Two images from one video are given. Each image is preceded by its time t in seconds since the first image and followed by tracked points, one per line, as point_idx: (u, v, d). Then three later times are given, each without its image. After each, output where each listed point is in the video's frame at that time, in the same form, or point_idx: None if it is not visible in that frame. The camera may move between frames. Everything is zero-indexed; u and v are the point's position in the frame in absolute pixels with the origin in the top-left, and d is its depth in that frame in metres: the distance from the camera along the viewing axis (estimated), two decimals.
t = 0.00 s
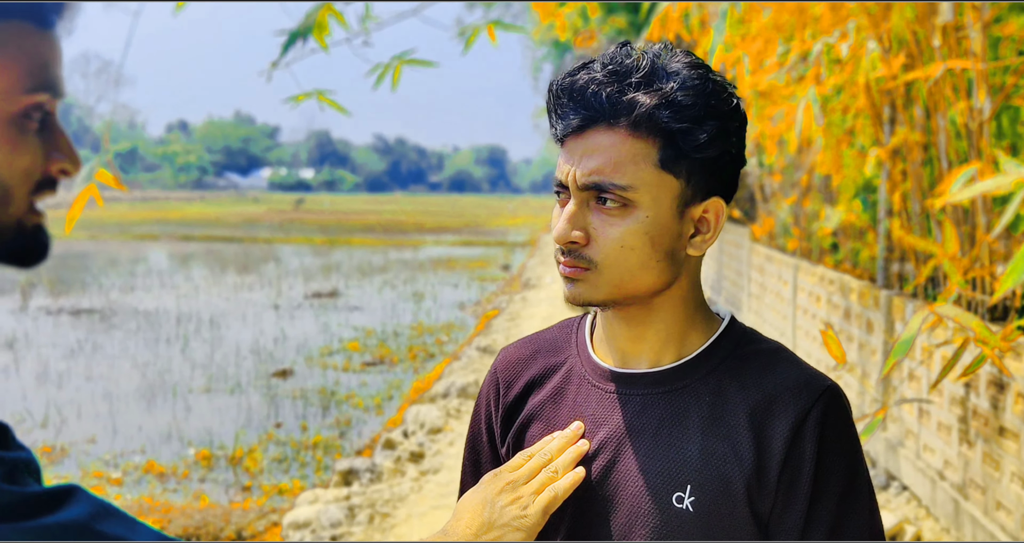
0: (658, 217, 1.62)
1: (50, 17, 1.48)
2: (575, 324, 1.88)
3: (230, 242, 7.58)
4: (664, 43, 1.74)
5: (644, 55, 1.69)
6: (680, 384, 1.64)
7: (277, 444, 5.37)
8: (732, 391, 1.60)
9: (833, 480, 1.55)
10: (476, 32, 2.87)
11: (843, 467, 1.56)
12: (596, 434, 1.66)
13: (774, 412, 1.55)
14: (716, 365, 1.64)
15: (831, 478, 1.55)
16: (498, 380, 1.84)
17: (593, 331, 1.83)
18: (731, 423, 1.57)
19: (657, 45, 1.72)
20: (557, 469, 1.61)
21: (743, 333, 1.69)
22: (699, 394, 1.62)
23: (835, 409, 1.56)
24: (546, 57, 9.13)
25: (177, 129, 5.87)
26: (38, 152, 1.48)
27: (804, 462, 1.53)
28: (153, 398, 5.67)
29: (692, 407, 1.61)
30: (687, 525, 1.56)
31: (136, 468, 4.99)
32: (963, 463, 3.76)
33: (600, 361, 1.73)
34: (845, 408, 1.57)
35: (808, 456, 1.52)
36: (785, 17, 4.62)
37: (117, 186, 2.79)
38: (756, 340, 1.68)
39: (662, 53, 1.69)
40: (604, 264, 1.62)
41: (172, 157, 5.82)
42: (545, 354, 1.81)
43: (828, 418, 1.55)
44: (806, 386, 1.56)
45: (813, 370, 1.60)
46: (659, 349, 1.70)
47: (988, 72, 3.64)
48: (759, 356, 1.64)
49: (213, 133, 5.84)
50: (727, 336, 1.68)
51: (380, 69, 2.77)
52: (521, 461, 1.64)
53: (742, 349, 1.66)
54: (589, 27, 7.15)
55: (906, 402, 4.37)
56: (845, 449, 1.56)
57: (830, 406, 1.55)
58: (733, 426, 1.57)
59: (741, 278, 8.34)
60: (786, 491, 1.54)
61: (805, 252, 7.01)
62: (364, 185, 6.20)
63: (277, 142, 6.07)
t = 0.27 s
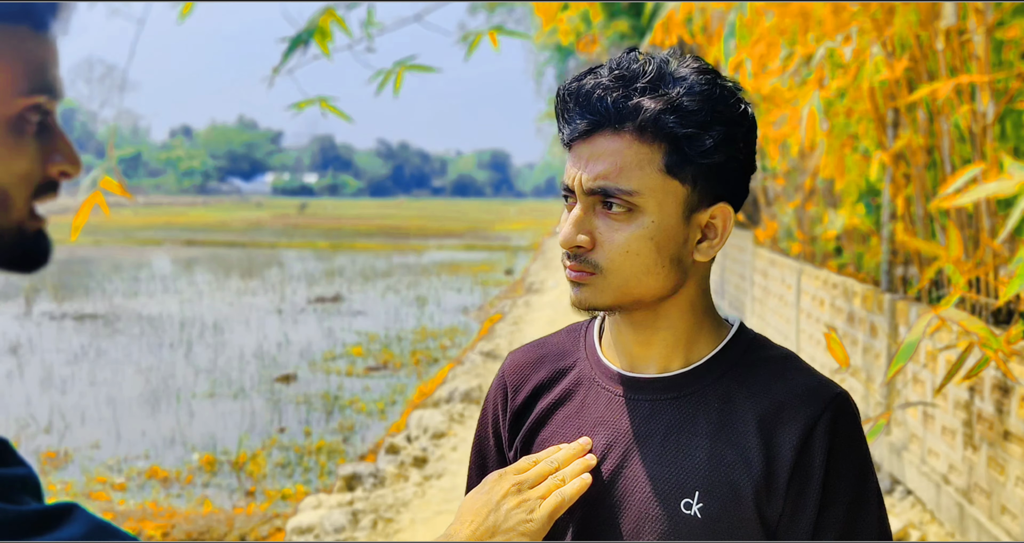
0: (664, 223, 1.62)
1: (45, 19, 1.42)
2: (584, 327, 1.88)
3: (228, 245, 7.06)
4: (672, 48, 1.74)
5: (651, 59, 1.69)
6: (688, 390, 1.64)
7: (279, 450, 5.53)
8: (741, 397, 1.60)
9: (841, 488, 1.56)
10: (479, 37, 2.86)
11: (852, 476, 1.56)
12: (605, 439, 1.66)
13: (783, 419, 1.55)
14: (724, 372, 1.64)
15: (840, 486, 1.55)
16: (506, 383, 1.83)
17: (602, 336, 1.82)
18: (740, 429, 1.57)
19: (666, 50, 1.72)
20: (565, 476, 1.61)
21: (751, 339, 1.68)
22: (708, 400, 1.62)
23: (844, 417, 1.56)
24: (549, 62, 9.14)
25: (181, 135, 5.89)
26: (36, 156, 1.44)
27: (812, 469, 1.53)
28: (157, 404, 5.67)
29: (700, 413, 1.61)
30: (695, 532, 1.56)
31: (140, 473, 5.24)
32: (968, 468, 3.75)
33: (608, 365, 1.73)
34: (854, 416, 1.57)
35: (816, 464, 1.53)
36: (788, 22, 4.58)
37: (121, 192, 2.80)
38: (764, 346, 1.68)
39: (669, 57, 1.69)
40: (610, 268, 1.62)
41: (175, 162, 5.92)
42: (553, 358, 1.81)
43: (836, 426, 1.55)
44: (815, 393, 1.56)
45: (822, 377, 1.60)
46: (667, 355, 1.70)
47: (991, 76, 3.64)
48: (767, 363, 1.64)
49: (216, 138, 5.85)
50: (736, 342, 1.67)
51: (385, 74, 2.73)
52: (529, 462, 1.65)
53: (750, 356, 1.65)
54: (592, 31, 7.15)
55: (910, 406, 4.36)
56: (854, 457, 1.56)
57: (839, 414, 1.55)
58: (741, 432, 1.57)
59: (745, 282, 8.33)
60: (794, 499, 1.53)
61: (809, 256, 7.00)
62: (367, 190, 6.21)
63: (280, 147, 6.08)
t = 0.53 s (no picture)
0: (669, 226, 1.61)
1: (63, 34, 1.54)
2: (592, 330, 1.87)
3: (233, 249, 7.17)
4: (680, 51, 1.73)
5: (657, 62, 1.68)
6: (697, 394, 1.63)
7: (285, 453, 5.35)
8: (750, 402, 1.59)
9: (851, 494, 1.55)
10: (482, 42, 2.86)
11: (862, 482, 1.56)
12: (613, 443, 1.65)
13: (793, 425, 1.55)
14: (734, 376, 1.63)
15: (849, 492, 1.55)
16: (514, 386, 1.83)
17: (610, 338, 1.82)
18: (749, 434, 1.56)
19: (673, 53, 1.71)
20: (565, 475, 1.57)
21: (761, 343, 1.68)
22: (717, 404, 1.62)
23: (854, 423, 1.55)
24: (552, 64, 9.14)
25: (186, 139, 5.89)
26: (44, 163, 1.53)
27: (822, 475, 1.52)
28: (162, 408, 5.67)
29: (709, 417, 1.61)
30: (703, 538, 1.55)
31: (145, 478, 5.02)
32: (975, 470, 3.73)
33: (616, 367, 1.72)
34: (865, 421, 1.57)
35: (826, 470, 1.52)
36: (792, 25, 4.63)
37: (124, 198, 2.80)
38: (774, 351, 1.67)
39: (674, 60, 1.68)
40: (615, 272, 1.61)
41: (179, 166, 5.90)
42: (561, 361, 1.80)
43: (847, 432, 1.55)
44: (825, 398, 1.55)
45: (833, 382, 1.59)
46: (675, 359, 1.69)
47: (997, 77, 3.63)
48: (777, 367, 1.63)
49: (221, 143, 5.86)
50: (745, 346, 1.66)
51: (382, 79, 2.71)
52: (517, 450, 1.61)
53: (760, 360, 1.65)
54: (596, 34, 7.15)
55: (917, 408, 4.34)
56: (864, 462, 1.55)
57: (850, 420, 1.55)
58: (750, 437, 1.56)
59: (750, 284, 8.32)
60: (803, 504, 1.53)
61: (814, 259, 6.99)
62: (372, 194, 6.21)
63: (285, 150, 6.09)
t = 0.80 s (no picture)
0: (666, 225, 1.61)
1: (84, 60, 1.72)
2: (594, 328, 1.88)
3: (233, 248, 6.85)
4: (677, 49, 1.73)
5: (653, 61, 1.69)
6: (697, 393, 1.64)
7: (288, 451, 5.48)
8: (750, 401, 1.60)
9: (852, 494, 1.54)
10: (484, 43, 2.86)
11: (864, 481, 1.55)
12: (614, 442, 1.66)
13: (793, 424, 1.55)
14: (734, 375, 1.63)
15: (851, 491, 1.54)
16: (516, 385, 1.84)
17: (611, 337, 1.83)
18: (749, 434, 1.57)
19: (669, 51, 1.71)
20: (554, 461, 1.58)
21: (762, 342, 1.68)
22: (717, 404, 1.62)
23: (855, 422, 1.55)
24: (554, 64, 9.14)
25: (188, 139, 5.87)
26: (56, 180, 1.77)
27: (822, 474, 1.52)
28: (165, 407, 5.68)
29: (710, 417, 1.61)
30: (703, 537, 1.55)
31: (148, 477, 5.19)
32: (978, 470, 3.73)
33: (617, 366, 1.73)
34: (866, 421, 1.56)
35: (827, 469, 1.52)
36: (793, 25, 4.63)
37: (128, 200, 2.82)
38: (775, 350, 1.67)
39: (671, 59, 1.68)
40: (612, 272, 1.62)
41: (182, 166, 5.87)
42: (562, 360, 1.81)
43: (847, 431, 1.54)
44: (825, 398, 1.56)
45: (834, 381, 1.59)
46: (675, 359, 1.69)
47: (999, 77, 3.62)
48: (778, 366, 1.63)
49: (223, 143, 5.86)
50: (746, 346, 1.66)
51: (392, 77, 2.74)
52: (500, 433, 1.61)
53: (761, 360, 1.65)
54: (598, 34, 7.15)
55: (919, 408, 4.34)
56: (865, 462, 1.55)
57: (850, 419, 1.54)
58: (750, 436, 1.56)
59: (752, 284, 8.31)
60: (804, 504, 1.52)
61: (817, 259, 6.98)
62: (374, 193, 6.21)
63: (287, 150, 6.09)
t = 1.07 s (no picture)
0: (660, 225, 1.61)
1: None
2: (591, 327, 1.87)
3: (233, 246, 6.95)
4: (669, 46, 1.73)
5: (645, 60, 1.68)
6: (695, 392, 1.63)
7: (288, 449, 5.38)
8: (748, 400, 1.59)
9: (850, 492, 1.55)
10: (484, 40, 2.86)
11: (861, 479, 1.56)
12: (611, 441, 1.65)
13: (791, 423, 1.55)
14: (732, 375, 1.63)
15: (848, 489, 1.55)
16: (512, 384, 1.82)
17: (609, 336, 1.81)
18: (747, 433, 1.56)
19: (661, 49, 1.71)
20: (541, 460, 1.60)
21: (759, 341, 1.67)
22: (715, 403, 1.61)
23: (853, 421, 1.55)
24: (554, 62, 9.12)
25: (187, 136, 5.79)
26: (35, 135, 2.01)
27: (820, 472, 1.53)
28: (165, 405, 5.67)
29: (707, 416, 1.60)
30: (701, 536, 1.56)
31: (148, 475, 5.03)
32: (977, 469, 3.73)
33: (614, 366, 1.72)
34: (864, 419, 1.57)
35: (824, 468, 1.52)
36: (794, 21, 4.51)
37: (130, 198, 2.83)
38: (773, 349, 1.66)
39: (663, 57, 1.68)
40: (607, 272, 1.61)
41: (182, 163, 5.74)
42: (559, 359, 1.80)
43: (845, 429, 1.55)
44: (823, 397, 1.55)
45: (831, 379, 1.59)
46: (672, 358, 1.69)
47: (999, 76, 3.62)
48: (776, 365, 1.63)
49: (223, 141, 5.85)
50: (744, 345, 1.66)
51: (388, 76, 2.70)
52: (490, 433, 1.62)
53: (758, 358, 1.64)
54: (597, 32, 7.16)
55: (919, 406, 4.34)
56: (862, 460, 1.56)
57: (848, 418, 1.55)
58: (748, 436, 1.56)
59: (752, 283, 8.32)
60: (801, 503, 1.53)
61: (816, 257, 6.99)
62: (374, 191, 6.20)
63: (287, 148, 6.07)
